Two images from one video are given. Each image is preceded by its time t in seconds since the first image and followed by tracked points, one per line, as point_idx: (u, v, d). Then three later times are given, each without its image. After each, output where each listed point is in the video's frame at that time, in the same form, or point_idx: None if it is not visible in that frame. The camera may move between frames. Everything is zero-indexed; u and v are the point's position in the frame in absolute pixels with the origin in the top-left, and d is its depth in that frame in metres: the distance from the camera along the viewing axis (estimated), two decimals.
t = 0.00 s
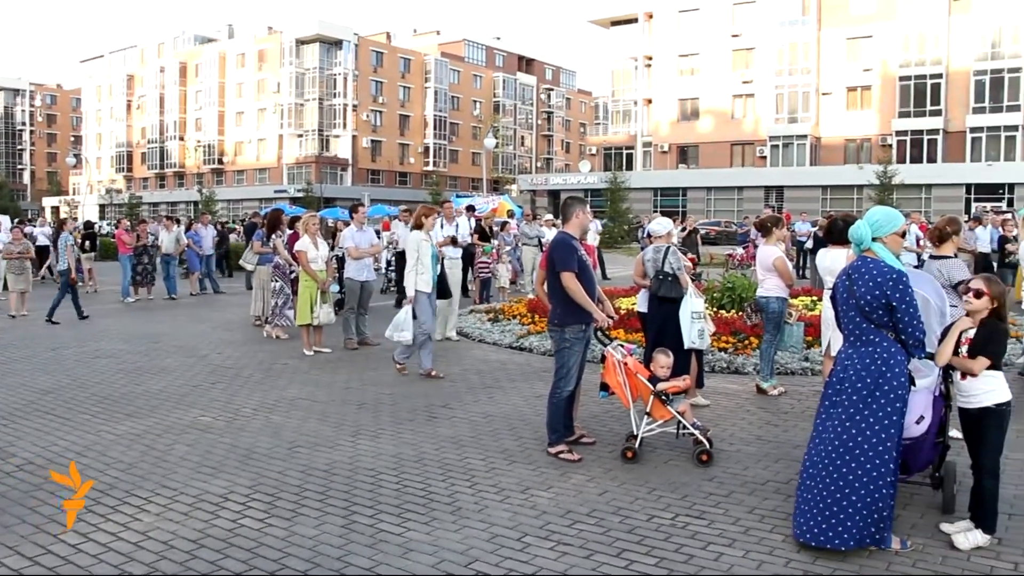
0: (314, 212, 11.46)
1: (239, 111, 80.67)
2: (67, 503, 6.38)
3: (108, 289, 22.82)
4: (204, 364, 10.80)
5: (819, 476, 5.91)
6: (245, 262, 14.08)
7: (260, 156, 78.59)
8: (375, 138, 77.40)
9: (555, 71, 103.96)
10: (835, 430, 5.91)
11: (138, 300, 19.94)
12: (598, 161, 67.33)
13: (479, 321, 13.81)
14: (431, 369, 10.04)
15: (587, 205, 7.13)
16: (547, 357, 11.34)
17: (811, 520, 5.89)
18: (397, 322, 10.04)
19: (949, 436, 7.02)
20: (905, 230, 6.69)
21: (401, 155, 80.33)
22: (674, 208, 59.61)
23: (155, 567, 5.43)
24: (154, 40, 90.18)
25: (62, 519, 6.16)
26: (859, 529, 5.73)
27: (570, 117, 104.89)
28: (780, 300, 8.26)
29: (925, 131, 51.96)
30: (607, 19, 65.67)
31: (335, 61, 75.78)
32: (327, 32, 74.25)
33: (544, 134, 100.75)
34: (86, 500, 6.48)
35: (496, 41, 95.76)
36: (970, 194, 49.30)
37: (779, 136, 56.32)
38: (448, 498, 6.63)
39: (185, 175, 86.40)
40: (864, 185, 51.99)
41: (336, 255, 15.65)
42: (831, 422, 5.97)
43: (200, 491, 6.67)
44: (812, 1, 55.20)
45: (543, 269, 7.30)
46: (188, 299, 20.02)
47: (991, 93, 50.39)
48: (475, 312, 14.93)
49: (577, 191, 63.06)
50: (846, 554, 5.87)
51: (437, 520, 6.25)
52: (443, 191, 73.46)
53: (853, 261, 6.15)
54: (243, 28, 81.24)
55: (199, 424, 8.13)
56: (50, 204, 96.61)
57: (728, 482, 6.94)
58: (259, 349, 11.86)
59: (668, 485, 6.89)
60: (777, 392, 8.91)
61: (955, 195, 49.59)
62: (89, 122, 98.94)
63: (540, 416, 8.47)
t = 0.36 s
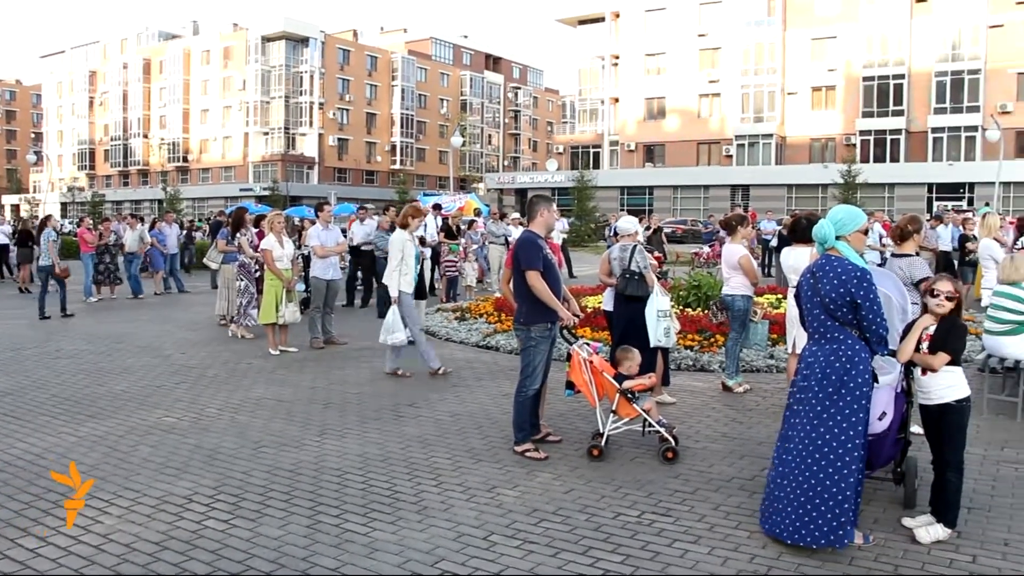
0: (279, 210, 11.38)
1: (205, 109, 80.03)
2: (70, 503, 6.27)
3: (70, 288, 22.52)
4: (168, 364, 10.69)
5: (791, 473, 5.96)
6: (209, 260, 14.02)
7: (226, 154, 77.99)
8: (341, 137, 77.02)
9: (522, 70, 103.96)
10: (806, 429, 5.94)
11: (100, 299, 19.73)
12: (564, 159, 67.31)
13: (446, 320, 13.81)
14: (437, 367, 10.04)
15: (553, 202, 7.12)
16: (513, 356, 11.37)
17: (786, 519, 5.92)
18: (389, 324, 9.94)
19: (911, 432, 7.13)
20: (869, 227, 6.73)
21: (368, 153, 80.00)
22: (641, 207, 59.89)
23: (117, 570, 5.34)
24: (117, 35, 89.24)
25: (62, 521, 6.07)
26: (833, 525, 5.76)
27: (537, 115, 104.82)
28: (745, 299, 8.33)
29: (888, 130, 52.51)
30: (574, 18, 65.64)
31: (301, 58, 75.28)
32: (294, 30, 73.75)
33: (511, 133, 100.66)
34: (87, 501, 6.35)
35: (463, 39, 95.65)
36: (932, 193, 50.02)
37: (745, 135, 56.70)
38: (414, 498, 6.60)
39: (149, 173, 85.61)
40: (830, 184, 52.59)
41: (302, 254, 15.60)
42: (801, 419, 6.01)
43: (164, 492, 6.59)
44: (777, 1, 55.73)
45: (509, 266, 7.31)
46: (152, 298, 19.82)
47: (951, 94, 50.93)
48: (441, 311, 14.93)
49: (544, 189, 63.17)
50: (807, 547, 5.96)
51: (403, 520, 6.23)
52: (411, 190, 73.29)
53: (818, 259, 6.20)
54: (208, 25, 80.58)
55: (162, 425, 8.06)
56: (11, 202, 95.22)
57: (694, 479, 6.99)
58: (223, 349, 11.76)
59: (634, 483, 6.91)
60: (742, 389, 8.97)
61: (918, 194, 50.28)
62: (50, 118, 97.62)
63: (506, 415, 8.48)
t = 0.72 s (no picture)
0: (246, 209, 11.32)
1: (171, 107, 79.31)
2: (69, 503, 6.25)
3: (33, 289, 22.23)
4: (134, 365, 10.58)
5: (761, 470, 6.02)
6: (173, 260, 13.90)
7: (193, 153, 77.32)
8: (309, 135, 76.57)
9: (491, 68, 103.88)
10: (776, 427, 5.99)
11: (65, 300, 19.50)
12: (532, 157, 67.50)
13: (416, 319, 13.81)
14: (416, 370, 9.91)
15: (519, 200, 7.14)
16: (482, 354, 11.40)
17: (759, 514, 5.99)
18: (391, 325, 9.82)
19: (875, 427, 7.21)
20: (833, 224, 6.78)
21: (337, 152, 79.65)
22: (610, 206, 59.98)
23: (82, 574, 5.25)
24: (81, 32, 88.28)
25: (61, 520, 6.05)
26: (805, 521, 5.80)
27: (506, 114, 104.81)
28: (713, 296, 8.40)
29: (854, 129, 53.08)
30: (542, 17, 65.67)
31: (269, 56, 74.64)
32: (261, 27, 73.16)
33: (479, 132, 100.58)
34: (87, 500, 6.33)
35: (432, 37, 95.45)
36: (898, 190, 50.63)
37: (713, 134, 57.02)
38: (383, 498, 6.57)
39: (115, 172, 84.73)
40: (797, 182, 53.18)
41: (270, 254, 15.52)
42: (771, 417, 6.06)
43: (130, 494, 6.51)
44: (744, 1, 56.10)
45: (477, 265, 7.31)
46: (119, 299, 19.62)
47: (916, 93, 51.73)
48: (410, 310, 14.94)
49: (512, 187, 63.18)
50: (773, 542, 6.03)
51: (372, 520, 6.20)
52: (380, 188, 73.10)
53: (783, 257, 6.23)
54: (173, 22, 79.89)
55: (127, 427, 7.98)
56: None
57: (662, 476, 7.02)
58: (191, 350, 11.66)
59: (602, 481, 6.93)
60: (710, 386, 9.05)
61: (883, 192, 50.86)
62: (13, 117, 96.24)
63: (475, 414, 8.49)
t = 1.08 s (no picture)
0: (223, 208, 11.28)
1: (148, 106, 78.79)
2: (68, 503, 6.26)
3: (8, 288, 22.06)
4: (111, 366, 10.52)
5: (731, 465, 6.08)
6: (148, 260, 13.80)
7: (170, 152, 76.85)
8: (288, 134, 76.16)
9: (470, 67, 103.77)
10: (748, 422, 6.05)
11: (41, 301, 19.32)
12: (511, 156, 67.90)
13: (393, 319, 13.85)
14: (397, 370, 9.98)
15: (497, 199, 7.15)
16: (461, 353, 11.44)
17: (727, 509, 6.03)
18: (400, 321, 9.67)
19: (852, 424, 7.27)
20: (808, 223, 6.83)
21: (315, 151, 79.35)
22: (590, 205, 60.05)
23: None
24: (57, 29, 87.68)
25: (61, 520, 6.06)
26: (775, 517, 5.85)
27: (485, 113, 104.68)
28: (691, 295, 8.44)
29: (831, 128, 53.39)
30: (521, 15, 65.64)
31: (247, 55, 74.20)
32: (239, 26, 72.59)
33: (459, 130, 100.41)
34: (86, 501, 6.35)
35: (411, 36, 95.26)
36: (874, 189, 50.94)
37: (691, 132, 57.30)
38: (360, 498, 6.57)
39: (92, 171, 84.09)
40: (775, 181, 53.22)
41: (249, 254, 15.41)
42: (742, 413, 6.12)
43: (105, 496, 6.49)
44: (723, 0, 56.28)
45: (455, 264, 7.32)
46: (96, 299, 19.51)
47: (892, 92, 52.18)
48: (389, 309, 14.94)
49: (491, 186, 63.22)
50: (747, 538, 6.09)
51: (349, 520, 6.20)
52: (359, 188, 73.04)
53: (759, 255, 6.27)
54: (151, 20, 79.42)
55: (104, 428, 7.95)
56: None
57: (640, 474, 7.05)
58: (168, 350, 11.61)
59: (581, 479, 6.95)
60: (688, 384, 9.10)
61: (860, 190, 51.11)
62: None
63: (454, 413, 8.51)
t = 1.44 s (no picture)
0: (194, 207, 11.23)
1: (118, 103, 78.06)
2: (68, 501, 6.30)
3: None
4: (79, 367, 10.41)
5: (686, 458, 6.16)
6: (115, 259, 13.65)
7: (140, 150, 76.15)
8: (260, 132, 75.65)
9: (443, 66, 103.60)
10: (708, 416, 6.12)
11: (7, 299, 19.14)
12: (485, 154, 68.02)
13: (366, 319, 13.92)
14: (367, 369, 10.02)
15: (469, 198, 7.17)
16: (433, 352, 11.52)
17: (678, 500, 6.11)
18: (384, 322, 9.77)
19: (822, 422, 7.34)
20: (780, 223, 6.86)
21: (288, 149, 78.88)
22: (562, 203, 60.08)
23: None
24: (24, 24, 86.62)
25: (62, 518, 6.07)
26: (721, 510, 5.93)
27: (458, 112, 104.41)
28: (662, 293, 8.51)
29: (802, 128, 53.84)
30: (494, 14, 65.63)
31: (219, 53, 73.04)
32: (211, 23, 72.04)
33: (432, 129, 100.17)
34: (87, 499, 6.37)
35: (384, 35, 94.99)
36: (844, 189, 51.38)
37: (664, 132, 57.54)
38: (332, 497, 6.57)
39: (60, 169, 83.11)
40: (746, 180, 53.54)
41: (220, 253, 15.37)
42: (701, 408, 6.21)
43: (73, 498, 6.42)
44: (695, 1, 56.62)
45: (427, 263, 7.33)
46: (63, 298, 19.30)
47: (862, 93, 52.62)
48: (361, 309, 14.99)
49: (464, 186, 63.18)
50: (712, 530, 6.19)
51: (321, 520, 6.19)
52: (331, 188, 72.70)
53: (728, 254, 6.32)
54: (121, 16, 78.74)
55: (71, 429, 7.87)
56: None
57: (611, 472, 7.09)
58: (137, 350, 11.51)
59: (553, 478, 6.98)
60: (659, 382, 9.17)
61: (830, 190, 51.54)
62: None
63: (426, 412, 8.51)
